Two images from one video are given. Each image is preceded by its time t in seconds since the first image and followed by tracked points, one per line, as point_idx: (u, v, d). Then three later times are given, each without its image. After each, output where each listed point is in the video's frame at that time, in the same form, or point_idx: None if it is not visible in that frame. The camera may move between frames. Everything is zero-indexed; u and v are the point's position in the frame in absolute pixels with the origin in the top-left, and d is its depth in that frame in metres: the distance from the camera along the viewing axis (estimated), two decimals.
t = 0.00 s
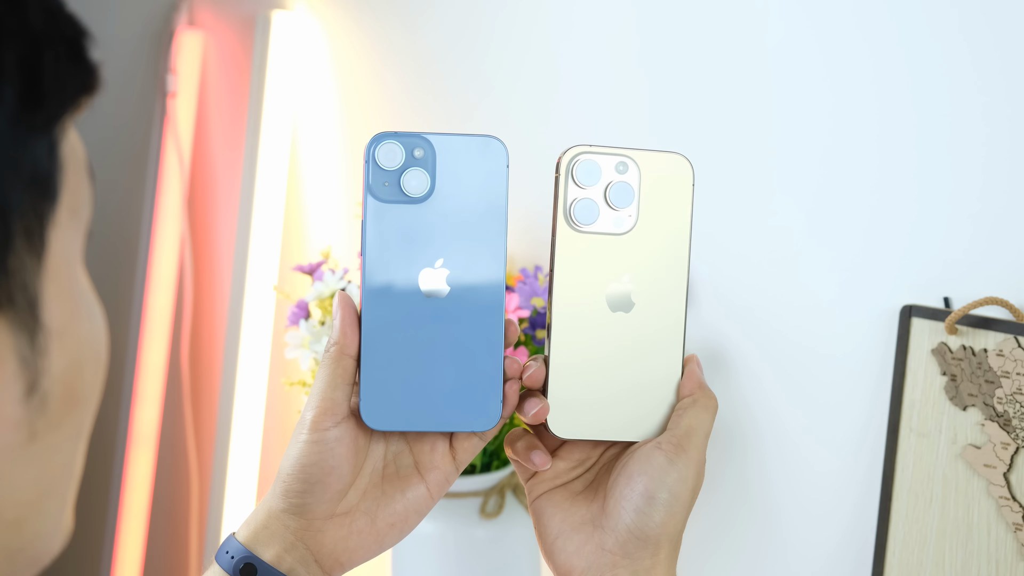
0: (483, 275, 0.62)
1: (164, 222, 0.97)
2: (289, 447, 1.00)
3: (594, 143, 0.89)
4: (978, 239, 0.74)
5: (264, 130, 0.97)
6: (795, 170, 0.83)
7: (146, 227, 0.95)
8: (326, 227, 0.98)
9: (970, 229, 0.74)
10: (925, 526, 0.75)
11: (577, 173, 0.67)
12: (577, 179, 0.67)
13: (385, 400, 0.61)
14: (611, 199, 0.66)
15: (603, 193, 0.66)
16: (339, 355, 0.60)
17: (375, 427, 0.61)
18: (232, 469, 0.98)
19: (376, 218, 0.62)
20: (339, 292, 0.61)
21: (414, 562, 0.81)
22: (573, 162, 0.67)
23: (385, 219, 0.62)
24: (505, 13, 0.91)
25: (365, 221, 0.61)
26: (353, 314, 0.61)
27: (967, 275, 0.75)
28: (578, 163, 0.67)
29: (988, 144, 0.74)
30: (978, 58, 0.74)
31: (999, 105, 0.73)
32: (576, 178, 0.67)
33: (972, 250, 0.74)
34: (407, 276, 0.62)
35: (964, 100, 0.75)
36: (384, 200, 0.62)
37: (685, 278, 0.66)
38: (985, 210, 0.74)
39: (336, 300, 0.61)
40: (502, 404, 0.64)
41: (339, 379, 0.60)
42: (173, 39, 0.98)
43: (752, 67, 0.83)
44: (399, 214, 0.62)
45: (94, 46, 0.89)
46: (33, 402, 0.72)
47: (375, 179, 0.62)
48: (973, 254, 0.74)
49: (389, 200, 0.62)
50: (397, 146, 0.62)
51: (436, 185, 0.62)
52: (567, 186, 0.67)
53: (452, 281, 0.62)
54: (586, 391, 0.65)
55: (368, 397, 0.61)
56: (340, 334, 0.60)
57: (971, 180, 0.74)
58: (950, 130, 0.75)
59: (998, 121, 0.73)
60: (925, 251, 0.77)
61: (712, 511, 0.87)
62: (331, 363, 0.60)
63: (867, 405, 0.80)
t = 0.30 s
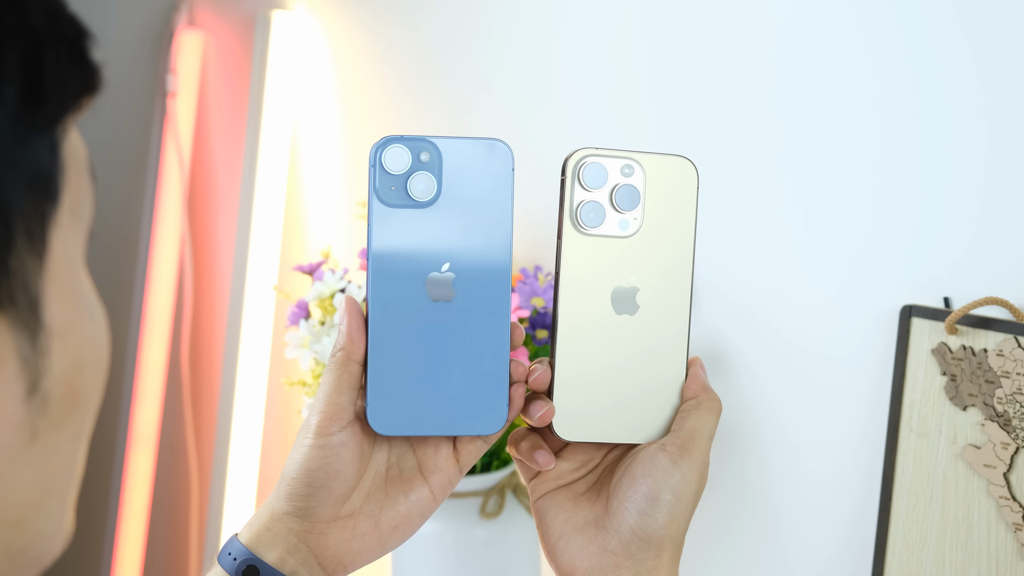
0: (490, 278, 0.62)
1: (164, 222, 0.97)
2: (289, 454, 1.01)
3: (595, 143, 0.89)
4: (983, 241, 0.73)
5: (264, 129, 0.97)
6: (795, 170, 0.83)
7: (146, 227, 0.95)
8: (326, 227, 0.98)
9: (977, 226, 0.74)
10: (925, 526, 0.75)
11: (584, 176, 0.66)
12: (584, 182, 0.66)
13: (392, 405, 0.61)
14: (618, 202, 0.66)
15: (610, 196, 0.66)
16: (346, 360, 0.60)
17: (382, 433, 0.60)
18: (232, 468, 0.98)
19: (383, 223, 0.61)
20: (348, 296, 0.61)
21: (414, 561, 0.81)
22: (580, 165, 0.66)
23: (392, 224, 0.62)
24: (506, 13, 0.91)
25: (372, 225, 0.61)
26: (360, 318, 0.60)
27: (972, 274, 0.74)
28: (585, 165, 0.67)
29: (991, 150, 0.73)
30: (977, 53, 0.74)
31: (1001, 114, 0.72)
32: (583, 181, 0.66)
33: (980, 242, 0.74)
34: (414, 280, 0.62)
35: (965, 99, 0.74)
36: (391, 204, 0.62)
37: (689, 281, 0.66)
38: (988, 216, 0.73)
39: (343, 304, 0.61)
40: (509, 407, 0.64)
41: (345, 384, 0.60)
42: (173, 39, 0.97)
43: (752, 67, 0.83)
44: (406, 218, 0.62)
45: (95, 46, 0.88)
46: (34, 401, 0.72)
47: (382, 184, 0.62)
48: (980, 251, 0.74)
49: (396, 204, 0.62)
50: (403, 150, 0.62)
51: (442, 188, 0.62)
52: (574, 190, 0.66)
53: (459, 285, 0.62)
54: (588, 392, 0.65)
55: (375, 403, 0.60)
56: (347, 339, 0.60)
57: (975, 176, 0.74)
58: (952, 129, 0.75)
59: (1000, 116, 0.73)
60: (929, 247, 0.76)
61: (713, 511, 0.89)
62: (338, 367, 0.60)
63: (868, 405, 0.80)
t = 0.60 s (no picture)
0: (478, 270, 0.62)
1: (164, 221, 0.97)
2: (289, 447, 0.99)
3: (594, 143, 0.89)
4: (974, 239, 0.75)
5: (265, 130, 0.97)
6: (796, 168, 0.82)
7: (146, 228, 0.96)
8: (326, 225, 0.98)
9: (969, 224, 0.75)
10: (925, 526, 0.75)
11: (570, 171, 0.67)
12: (571, 177, 0.67)
13: (378, 393, 0.61)
14: (605, 196, 0.66)
15: (597, 191, 0.66)
16: (335, 347, 0.61)
17: (368, 421, 0.61)
18: (232, 468, 0.98)
19: (371, 215, 0.62)
20: (340, 287, 0.63)
21: (414, 565, 0.81)
22: (567, 160, 0.67)
23: (380, 217, 0.62)
24: (505, 13, 0.91)
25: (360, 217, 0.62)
26: (351, 307, 0.62)
27: (963, 274, 0.76)
28: (572, 160, 0.67)
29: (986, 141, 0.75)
30: (978, 62, 0.75)
31: (998, 104, 0.74)
32: (570, 176, 0.67)
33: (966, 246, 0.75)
34: (402, 272, 0.62)
35: (966, 99, 0.75)
36: (379, 196, 0.62)
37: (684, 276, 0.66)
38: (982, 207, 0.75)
39: (336, 294, 0.63)
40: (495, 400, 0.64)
41: (336, 370, 0.61)
42: (173, 39, 0.98)
43: (752, 66, 0.83)
44: (394, 211, 0.62)
45: (94, 46, 0.91)
46: (33, 400, 0.72)
47: (370, 176, 0.62)
48: (967, 252, 0.75)
49: (384, 196, 0.62)
50: (392, 143, 0.62)
51: (430, 181, 0.62)
52: (562, 184, 0.67)
53: (447, 277, 0.62)
54: (583, 389, 0.65)
55: (361, 390, 0.61)
56: (337, 325, 0.61)
57: (967, 179, 0.75)
58: (949, 130, 0.76)
59: (999, 122, 0.74)
60: (917, 254, 0.78)
61: (712, 512, 0.86)
62: (327, 354, 0.61)
63: (867, 404, 0.80)
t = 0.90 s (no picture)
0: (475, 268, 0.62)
1: (164, 221, 0.97)
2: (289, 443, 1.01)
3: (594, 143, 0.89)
4: (965, 240, 0.75)
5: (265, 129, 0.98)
6: (795, 168, 0.82)
7: (146, 226, 0.95)
8: (326, 226, 0.99)
9: (958, 227, 0.76)
10: (925, 526, 0.74)
11: (565, 170, 0.67)
12: (567, 176, 0.67)
13: (373, 390, 0.62)
14: (600, 196, 0.66)
15: (592, 190, 0.66)
16: (331, 343, 0.62)
17: (364, 418, 0.61)
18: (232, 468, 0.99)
19: (368, 212, 0.62)
20: (337, 284, 0.63)
21: (415, 564, 0.81)
22: (562, 159, 0.67)
23: (377, 215, 0.62)
24: (505, 13, 0.91)
25: (357, 215, 0.62)
26: (346, 304, 0.63)
27: (951, 274, 0.76)
28: (568, 159, 0.67)
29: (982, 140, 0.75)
30: (977, 62, 0.75)
31: (995, 105, 0.74)
32: (565, 175, 0.67)
33: (956, 248, 0.76)
34: (398, 269, 0.62)
35: (965, 99, 0.75)
36: (376, 194, 0.62)
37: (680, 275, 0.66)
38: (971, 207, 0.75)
39: (333, 292, 0.63)
40: (491, 398, 0.64)
41: (332, 366, 0.61)
42: (172, 39, 0.97)
43: (751, 66, 0.83)
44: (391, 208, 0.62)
45: (90, 46, 0.85)
46: (31, 399, 0.73)
47: (367, 174, 0.62)
48: (956, 253, 0.76)
49: (380, 194, 0.62)
50: (389, 141, 0.62)
51: (427, 179, 0.62)
52: (557, 183, 0.67)
53: (444, 274, 0.63)
54: (581, 389, 0.65)
55: (357, 388, 0.61)
56: (332, 322, 0.62)
57: (961, 176, 0.75)
58: (948, 130, 0.76)
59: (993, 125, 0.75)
60: (914, 249, 0.78)
61: (712, 512, 0.85)
62: (324, 350, 0.62)
63: (867, 404, 0.80)
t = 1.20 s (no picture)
0: (484, 273, 0.63)
1: (164, 220, 0.97)
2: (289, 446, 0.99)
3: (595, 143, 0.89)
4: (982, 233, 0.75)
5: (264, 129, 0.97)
6: (796, 169, 0.82)
7: (146, 226, 0.96)
8: (326, 226, 0.98)
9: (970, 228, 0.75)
10: (925, 526, 0.75)
11: (576, 173, 0.67)
12: (578, 179, 0.67)
13: (384, 398, 0.61)
14: (611, 199, 0.66)
15: (602, 193, 0.66)
16: (339, 352, 0.61)
17: (375, 426, 0.61)
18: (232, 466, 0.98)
19: (378, 218, 0.62)
20: (344, 290, 0.62)
21: (415, 565, 0.81)
22: (572, 162, 0.67)
23: (386, 220, 0.62)
24: (505, 13, 0.91)
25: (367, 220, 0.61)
26: (355, 312, 0.61)
27: (967, 273, 0.75)
28: (577, 162, 0.67)
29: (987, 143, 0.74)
30: (979, 63, 0.75)
31: (998, 104, 0.74)
32: (575, 178, 0.67)
33: (969, 252, 0.75)
34: (408, 275, 0.62)
35: (965, 99, 0.75)
36: (386, 199, 0.62)
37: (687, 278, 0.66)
38: (986, 207, 0.74)
39: (340, 297, 0.62)
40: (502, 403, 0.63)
41: (341, 376, 0.61)
42: (172, 39, 0.97)
43: (752, 67, 0.83)
44: (400, 213, 0.62)
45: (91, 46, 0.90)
46: (33, 399, 0.72)
47: (377, 179, 0.62)
48: (972, 253, 0.75)
49: (390, 199, 0.62)
50: (399, 145, 0.62)
51: (437, 183, 0.62)
52: (567, 186, 0.67)
53: (453, 280, 0.62)
54: (587, 391, 0.65)
55: (368, 396, 0.61)
56: (341, 331, 0.60)
57: (970, 179, 0.75)
58: (949, 131, 0.76)
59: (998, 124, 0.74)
60: (925, 250, 0.77)
61: (712, 513, 0.86)
62: (331, 359, 0.61)
63: (867, 404, 0.80)
